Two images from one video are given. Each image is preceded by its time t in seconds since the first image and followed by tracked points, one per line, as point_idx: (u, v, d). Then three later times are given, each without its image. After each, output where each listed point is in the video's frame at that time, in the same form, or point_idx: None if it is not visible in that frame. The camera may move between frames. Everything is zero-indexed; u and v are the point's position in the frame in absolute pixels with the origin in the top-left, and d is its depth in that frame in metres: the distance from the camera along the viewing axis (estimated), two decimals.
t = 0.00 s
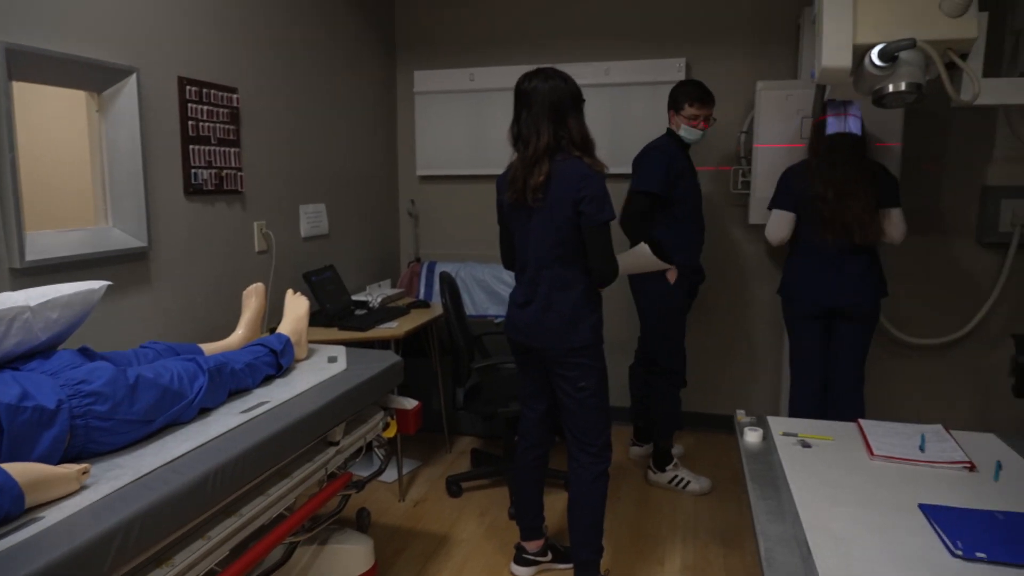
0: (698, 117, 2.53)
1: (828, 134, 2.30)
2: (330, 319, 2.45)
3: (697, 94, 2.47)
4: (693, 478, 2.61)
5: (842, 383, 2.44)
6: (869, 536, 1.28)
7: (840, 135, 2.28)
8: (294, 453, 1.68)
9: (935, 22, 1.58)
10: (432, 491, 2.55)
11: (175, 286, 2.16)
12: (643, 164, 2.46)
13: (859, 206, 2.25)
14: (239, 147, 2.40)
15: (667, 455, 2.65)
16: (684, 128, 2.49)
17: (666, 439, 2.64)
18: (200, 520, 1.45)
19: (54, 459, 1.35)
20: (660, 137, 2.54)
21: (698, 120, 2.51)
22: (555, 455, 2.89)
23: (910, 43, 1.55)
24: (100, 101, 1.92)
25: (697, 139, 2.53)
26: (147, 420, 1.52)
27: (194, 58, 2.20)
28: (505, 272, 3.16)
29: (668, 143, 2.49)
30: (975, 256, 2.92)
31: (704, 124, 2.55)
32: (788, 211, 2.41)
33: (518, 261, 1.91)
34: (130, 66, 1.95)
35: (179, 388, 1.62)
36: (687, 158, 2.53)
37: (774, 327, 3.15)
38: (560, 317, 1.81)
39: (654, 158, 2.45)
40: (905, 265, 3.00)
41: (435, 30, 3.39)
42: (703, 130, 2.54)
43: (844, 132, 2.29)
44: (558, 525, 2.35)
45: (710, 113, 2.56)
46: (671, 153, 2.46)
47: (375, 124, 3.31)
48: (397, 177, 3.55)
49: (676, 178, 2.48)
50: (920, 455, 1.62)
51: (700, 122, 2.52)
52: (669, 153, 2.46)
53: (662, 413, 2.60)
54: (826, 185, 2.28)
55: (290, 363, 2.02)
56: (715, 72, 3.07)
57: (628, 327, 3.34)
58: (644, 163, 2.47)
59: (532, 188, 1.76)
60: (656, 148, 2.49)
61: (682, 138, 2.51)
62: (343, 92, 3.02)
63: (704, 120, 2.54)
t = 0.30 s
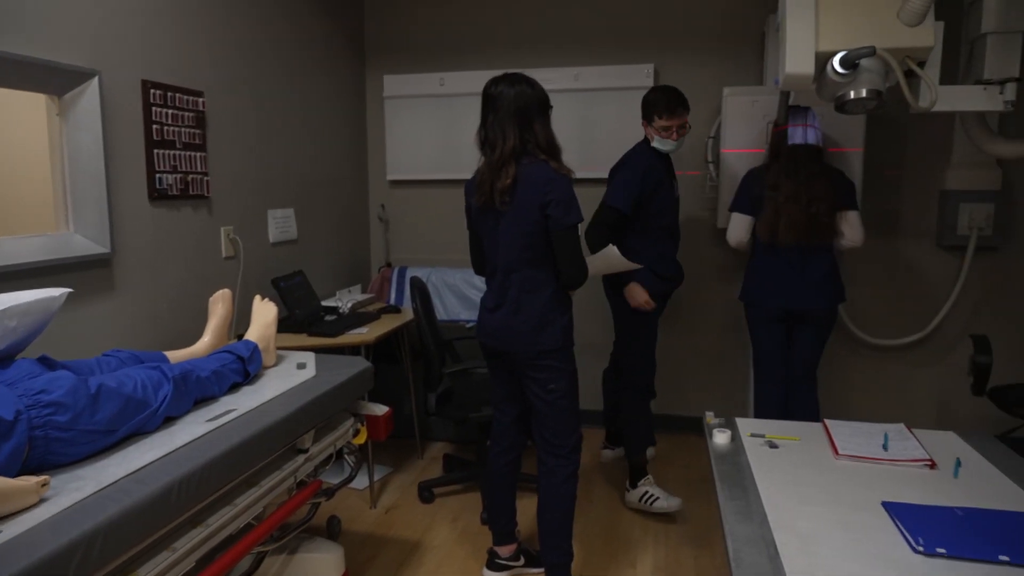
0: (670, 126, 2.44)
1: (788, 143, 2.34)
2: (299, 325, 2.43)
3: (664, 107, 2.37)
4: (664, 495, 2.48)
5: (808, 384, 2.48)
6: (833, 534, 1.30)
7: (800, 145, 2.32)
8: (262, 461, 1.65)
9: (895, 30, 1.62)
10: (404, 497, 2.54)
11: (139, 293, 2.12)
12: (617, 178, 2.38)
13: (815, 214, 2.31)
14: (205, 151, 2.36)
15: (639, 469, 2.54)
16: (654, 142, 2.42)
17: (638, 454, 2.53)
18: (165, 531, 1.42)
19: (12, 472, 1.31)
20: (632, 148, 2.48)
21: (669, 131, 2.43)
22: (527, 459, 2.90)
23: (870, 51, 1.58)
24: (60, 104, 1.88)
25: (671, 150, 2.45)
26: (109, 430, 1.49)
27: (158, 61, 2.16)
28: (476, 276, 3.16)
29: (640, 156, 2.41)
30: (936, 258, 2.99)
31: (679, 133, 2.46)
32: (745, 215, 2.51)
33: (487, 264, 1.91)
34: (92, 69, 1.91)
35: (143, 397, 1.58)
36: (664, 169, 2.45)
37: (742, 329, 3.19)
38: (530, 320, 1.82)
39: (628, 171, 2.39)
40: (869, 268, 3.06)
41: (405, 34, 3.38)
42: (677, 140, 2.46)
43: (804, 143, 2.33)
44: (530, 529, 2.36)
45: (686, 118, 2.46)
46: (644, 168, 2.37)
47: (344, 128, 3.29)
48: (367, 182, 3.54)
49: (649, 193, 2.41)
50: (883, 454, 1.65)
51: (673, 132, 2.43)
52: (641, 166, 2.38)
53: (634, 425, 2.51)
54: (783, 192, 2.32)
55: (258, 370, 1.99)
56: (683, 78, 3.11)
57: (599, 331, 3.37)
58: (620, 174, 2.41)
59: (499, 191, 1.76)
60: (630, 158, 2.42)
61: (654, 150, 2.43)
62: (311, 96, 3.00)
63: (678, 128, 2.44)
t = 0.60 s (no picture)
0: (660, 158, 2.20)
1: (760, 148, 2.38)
2: (272, 329, 2.41)
3: (646, 141, 2.15)
4: (646, 515, 2.42)
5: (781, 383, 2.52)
6: (805, 532, 1.32)
7: (770, 150, 2.37)
8: (235, 467, 1.63)
9: (861, 36, 1.65)
10: (380, 502, 2.52)
11: (107, 298, 2.08)
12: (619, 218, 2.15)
13: (783, 214, 2.35)
14: (176, 153, 2.33)
15: (621, 484, 2.49)
16: (640, 175, 2.26)
17: (622, 470, 2.47)
18: (134, 539, 1.39)
19: None
20: (619, 177, 2.31)
21: (657, 166, 2.22)
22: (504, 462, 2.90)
23: (838, 56, 1.61)
24: (25, 105, 1.84)
25: (663, 183, 2.26)
26: (76, 437, 1.46)
27: (127, 62, 2.13)
28: (451, 278, 3.16)
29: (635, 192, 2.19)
30: (905, 258, 3.05)
31: (672, 164, 2.23)
32: (722, 218, 2.52)
33: (464, 267, 1.91)
34: (59, 69, 1.88)
35: (111, 404, 1.55)
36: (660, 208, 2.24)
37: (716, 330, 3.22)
38: (506, 323, 1.82)
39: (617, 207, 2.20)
40: (840, 269, 3.11)
41: (379, 35, 3.37)
42: (670, 172, 2.24)
43: (774, 148, 2.37)
44: (507, 531, 2.37)
45: (680, 148, 2.20)
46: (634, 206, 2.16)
47: (317, 130, 3.27)
48: (341, 184, 3.51)
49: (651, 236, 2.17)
50: (853, 452, 1.68)
51: (662, 166, 2.22)
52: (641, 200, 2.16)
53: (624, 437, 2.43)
54: (753, 193, 2.37)
55: (230, 375, 1.97)
56: (656, 81, 3.14)
57: (574, 332, 3.39)
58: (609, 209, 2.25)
59: (474, 192, 1.76)
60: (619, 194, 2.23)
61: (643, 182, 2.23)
62: (284, 99, 2.97)
63: (670, 161, 2.21)
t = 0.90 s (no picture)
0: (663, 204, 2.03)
1: (736, 152, 2.40)
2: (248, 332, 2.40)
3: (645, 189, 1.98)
4: (624, 516, 2.44)
5: (758, 383, 2.54)
6: (781, 529, 1.33)
7: (750, 153, 2.38)
8: (210, 472, 1.61)
9: (833, 39, 1.67)
10: (358, 505, 2.51)
11: (78, 302, 2.05)
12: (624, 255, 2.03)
13: (770, 213, 2.37)
14: (149, 154, 2.30)
15: (601, 485, 2.50)
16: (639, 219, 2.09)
17: (602, 470, 2.48)
18: (106, 546, 1.36)
19: None
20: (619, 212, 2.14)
21: (659, 211, 2.05)
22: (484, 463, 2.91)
23: (810, 59, 1.64)
24: None
25: (663, 227, 2.10)
26: (46, 443, 1.43)
27: (98, 61, 2.10)
28: (429, 280, 3.16)
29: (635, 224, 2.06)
30: (878, 259, 3.10)
31: (673, 209, 2.06)
32: (704, 219, 2.52)
33: (443, 269, 1.91)
34: (28, 68, 1.84)
35: (83, 409, 1.52)
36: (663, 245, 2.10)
37: (693, 330, 3.25)
38: (485, 324, 1.82)
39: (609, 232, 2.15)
40: (816, 269, 3.15)
41: (356, 36, 3.35)
42: (671, 218, 2.07)
43: (754, 151, 2.38)
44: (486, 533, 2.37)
45: (684, 193, 2.02)
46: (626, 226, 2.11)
47: (293, 131, 3.24)
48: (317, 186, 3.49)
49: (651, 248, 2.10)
50: (826, 450, 1.70)
51: (663, 212, 2.05)
52: (634, 220, 2.11)
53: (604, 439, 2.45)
54: (736, 195, 2.38)
55: (204, 379, 1.94)
56: (633, 84, 3.16)
57: (553, 333, 3.40)
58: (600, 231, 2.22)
59: (452, 194, 1.76)
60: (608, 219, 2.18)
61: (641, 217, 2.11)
62: (259, 100, 2.95)
63: (673, 206, 2.04)
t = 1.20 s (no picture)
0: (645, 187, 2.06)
1: (718, 153, 2.42)
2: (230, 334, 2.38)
3: (629, 171, 1.99)
4: (608, 515, 2.45)
5: (740, 382, 2.56)
6: (763, 527, 1.34)
7: (731, 154, 2.40)
8: (191, 475, 1.59)
9: (813, 41, 1.68)
10: (342, 507, 2.50)
11: (56, 304, 2.02)
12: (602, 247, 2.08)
13: (750, 214, 2.38)
14: (128, 154, 2.27)
15: (585, 485, 2.51)
16: (622, 204, 2.11)
17: (589, 470, 2.49)
18: (84, 551, 1.34)
19: None
20: (600, 201, 2.18)
21: (642, 195, 2.07)
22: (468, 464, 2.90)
23: (790, 60, 1.65)
24: None
25: (647, 210, 2.13)
26: (22, 447, 1.40)
27: (75, 61, 2.07)
28: (413, 280, 3.16)
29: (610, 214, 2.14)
30: (858, 258, 3.13)
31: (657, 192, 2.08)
32: (683, 218, 2.55)
33: (425, 270, 1.91)
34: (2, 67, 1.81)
35: (60, 412, 1.50)
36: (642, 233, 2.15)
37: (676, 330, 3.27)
38: (468, 325, 1.82)
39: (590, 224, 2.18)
40: (797, 268, 3.18)
41: (338, 36, 3.34)
42: (654, 200, 2.10)
43: (734, 152, 2.40)
44: (469, 535, 2.37)
45: (666, 175, 2.04)
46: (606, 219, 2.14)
47: (275, 131, 3.22)
48: (300, 187, 3.47)
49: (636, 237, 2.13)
50: (807, 447, 1.71)
51: (647, 195, 2.07)
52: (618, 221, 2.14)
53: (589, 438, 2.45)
54: (717, 195, 2.40)
55: (185, 381, 1.93)
56: (615, 84, 3.18)
57: (538, 334, 3.40)
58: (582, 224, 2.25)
59: (435, 194, 1.76)
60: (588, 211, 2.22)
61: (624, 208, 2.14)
62: (240, 100, 2.93)
63: (656, 189, 2.06)
